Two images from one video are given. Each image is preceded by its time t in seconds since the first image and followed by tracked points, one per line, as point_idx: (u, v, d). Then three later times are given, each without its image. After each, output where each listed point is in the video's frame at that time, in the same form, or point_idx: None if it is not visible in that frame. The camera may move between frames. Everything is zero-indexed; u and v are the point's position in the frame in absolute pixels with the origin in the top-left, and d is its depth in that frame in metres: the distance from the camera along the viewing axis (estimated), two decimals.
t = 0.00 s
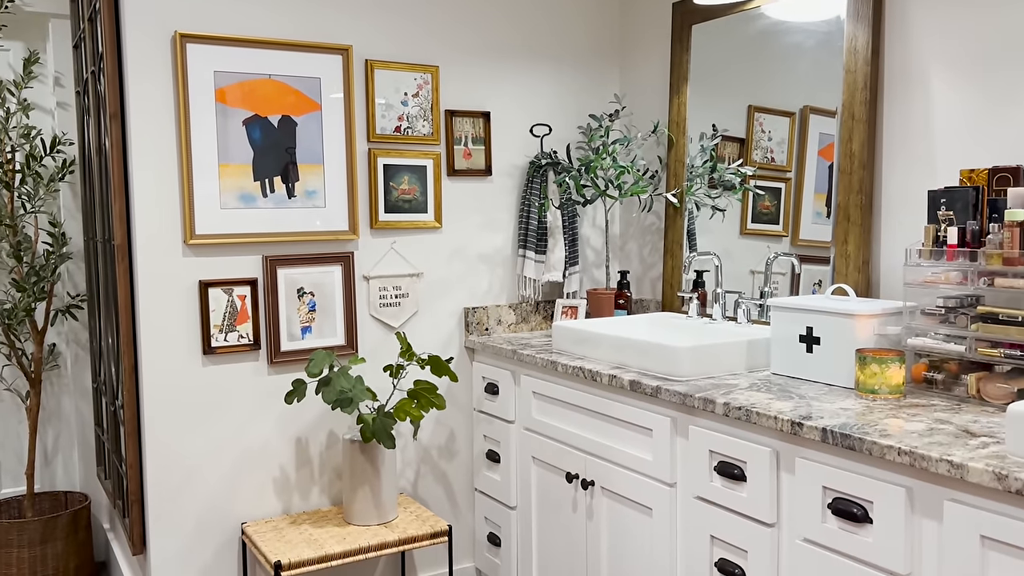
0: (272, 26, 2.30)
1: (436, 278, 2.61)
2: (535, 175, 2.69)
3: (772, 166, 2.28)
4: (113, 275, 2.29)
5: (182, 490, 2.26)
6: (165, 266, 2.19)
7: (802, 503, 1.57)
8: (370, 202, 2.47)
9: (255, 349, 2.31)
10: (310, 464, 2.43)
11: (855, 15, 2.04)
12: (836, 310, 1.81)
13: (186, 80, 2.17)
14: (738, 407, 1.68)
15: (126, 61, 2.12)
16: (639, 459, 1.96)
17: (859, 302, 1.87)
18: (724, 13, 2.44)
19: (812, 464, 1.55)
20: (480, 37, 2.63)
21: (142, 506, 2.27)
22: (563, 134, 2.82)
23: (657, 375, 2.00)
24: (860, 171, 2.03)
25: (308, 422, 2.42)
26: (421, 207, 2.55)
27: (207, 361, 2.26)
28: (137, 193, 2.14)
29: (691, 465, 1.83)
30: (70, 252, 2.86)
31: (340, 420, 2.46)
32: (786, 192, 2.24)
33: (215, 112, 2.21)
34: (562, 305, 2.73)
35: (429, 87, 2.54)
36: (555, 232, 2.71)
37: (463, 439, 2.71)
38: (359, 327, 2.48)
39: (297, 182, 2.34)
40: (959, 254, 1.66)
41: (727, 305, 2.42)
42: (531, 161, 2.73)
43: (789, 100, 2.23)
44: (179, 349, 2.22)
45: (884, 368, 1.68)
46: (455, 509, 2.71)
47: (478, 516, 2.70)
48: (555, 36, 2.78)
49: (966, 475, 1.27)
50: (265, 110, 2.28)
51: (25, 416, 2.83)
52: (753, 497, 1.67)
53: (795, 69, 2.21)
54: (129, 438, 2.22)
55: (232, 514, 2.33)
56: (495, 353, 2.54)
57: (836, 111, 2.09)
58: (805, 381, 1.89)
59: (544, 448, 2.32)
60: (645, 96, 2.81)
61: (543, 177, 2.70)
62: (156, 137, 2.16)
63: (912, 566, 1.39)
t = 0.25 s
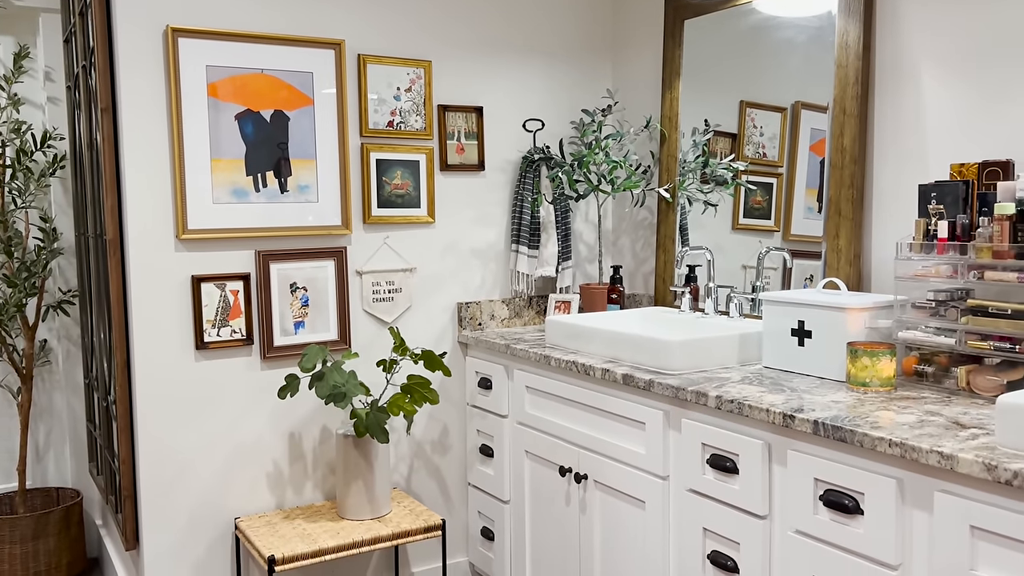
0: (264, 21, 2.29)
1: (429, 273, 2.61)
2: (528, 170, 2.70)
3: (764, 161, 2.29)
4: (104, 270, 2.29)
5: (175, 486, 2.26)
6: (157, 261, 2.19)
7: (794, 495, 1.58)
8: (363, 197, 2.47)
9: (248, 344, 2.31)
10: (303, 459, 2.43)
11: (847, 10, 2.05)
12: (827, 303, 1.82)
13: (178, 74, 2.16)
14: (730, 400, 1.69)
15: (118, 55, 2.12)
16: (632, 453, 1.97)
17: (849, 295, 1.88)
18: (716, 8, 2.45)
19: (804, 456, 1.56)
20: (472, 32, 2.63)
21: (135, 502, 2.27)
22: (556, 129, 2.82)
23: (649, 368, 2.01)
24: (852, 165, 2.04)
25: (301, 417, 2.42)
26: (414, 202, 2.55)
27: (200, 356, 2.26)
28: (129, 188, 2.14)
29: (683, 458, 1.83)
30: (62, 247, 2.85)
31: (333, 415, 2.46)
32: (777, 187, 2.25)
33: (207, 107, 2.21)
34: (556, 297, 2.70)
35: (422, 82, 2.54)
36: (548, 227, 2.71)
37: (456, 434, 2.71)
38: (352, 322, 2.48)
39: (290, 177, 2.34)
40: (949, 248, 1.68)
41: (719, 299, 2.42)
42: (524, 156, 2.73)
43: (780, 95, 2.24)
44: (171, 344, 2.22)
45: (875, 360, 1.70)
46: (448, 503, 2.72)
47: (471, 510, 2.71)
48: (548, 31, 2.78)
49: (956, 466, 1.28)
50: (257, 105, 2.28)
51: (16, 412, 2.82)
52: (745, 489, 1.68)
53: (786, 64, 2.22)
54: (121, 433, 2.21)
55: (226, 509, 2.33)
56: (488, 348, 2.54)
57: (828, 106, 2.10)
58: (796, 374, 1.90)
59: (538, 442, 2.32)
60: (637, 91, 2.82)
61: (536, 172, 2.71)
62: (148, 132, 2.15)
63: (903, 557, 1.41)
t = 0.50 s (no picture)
0: (255, 16, 2.29)
1: (422, 269, 2.61)
2: (520, 166, 2.70)
3: (755, 157, 2.30)
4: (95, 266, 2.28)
5: (167, 482, 2.26)
6: (148, 257, 2.18)
7: (784, 488, 1.59)
8: (355, 193, 2.47)
9: (240, 340, 2.31)
10: (295, 455, 2.43)
11: (837, 6, 2.06)
12: (818, 298, 1.83)
13: (169, 70, 2.15)
14: (721, 394, 1.70)
15: (109, 51, 2.11)
16: (624, 447, 1.98)
17: (840, 290, 1.89)
18: (708, 4, 2.45)
19: (795, 449, 1.57)
20: (464, 27, 2.63)
21: (127, 498, 2.26)
22: (548, 125, 2.83)
23: (641, 363, 2.02)
24: (842, 161, 2.05)
25: (294, 413, 2.42)
26: (406, 198, 2.55)
27: (192, 352, 2.26)
28: (120, 183, 2.13)
29: (675, 452, 1.84)
30: (52, 243, 2.84)
31: (326, 411, 2.46)
32: (768, 183, 2.26)
33: (198, 102, 2.20)
34: (548, 294, 2.73)
35: (414, 78, 2.53)
36: (540, 223, 2.72)
37: (449, 430, 2.72)
38: (345, 318, 2.48)
39: (282, 173, 2.33)
40: (939, 243, 1.68)
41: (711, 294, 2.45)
42: (516, 152, 2.73)
43: (771, 91, 2.24)
44: (163, 340, 2.22)
45: (865, 355, 1.71)
46: (441, 499, 2.72)
47: (464, 505, 2.71)
48: (539, 27, 2.78)
49: (945, 458, 1.29)
50: (248, 100, 2.27)
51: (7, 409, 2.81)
52: (737, 483, 1.69)
53: (777, 59, 2.23)
54: (113, 430, 2.21)
55: (218, 505, 2.33)
56: (481, 343, 2.54)
57: (819, 102, 2.11)
58: (787, 368, 1.91)
59: (530, 437, 2.33)
60: (629, 87, 2.82)
61: (528, 168, 2.71)
62: (139, 127, 2.15)
63: (892, 548, 1.42)
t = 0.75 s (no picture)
0: (244, 12, 2.28)
1: (412, 265, 2.62)
2: (510, 163, 2.70)
3: (743, 153, 2.31)
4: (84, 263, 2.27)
5: (157, 479, 2.25)
6: (137, 254, 2.17)
7: (773, 481, 1.61)
8: (345, 189, 2.46)
9: (230, 337, 2.30)
10: (286, 451, 2.43)
11: (825, 3, 2.07)
12: (805, 293, 1.85)
13: (158, 65, 2.15)
14: (710, 388, 1.71)
15: (96, 46, 2.10)
16: (614, 441, 1.99)
17: (827, 285, 1.91)
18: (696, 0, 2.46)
19: (783, 443, 1.58)
20: (453, 23, 2.63)
21: (117, 495, 2.26)
22: (537, 121, 2.83)
23: (630, 358, 2.03)
24: (829, 157, 2.07)
25: (284, 409, 2.42)
26: (396, 194, 2.55)
27: (182, 349, 2.25)
28: (109, 180, 2.12)
29: (665, 446, 1.86)
30: (40, 240, 2.82)
31: (316, 407, 2.46)
32: (756, 179, 2.27)
33: (187, 98, 2.20)
34: (539, 289, 2.72)
35: (403, 74, 2.53)
36: (530, 219, 2.72)
37: (439, 425, 2.72)
38: (335, 314, 2.48)
39: (271, 169, 2.33)
40: (925, 238, 1.71)
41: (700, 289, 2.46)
42: (505, 148, 2.74)
43: (759, 87, 2.26)
44: (152, 337, 2.21)
45: (853, 349, 1.73)
46: (431, 494, 2.73)
47: (454, 501, 2.72)
48: (529, 23, 2.78)
49: (931, 451, 1.31)
50: (237, 96, 2.26)
51: None
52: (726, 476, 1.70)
53: (765, 56, 2.24)
54: (103, 427, 2.20)
55: (209, 502, 2.33)
56: (471, 339, 2.55)
57: (806, 99, 2.13)
58: (775, 363, 1.93)
59: (520, 433, 2.34)
60: (618, 84, 2.83)
61: (517, 164, 2.71)
62: (127, 123, 2.14)
63: (879, 540, 1.43)
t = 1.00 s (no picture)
0: (232, 8, 2.27)
1: (402, 262, 2.62)
2: (499, 159, 2.71)
3: (732, 150, 2.32)
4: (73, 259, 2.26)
5: (147, 476, 2.25)
6: (126, 250, 2.17)
7: (760, 474, 1.62)
8: (334, 186, 2.46)
9: (220, 333, 2.30)
10: (276, 448, 2.43)
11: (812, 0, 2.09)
12: (793, 288, 1.86)
13: (146, 61, 2.14)
14: (699, 382, 1.72)
15: (84, 42, 2.09)
16: (603, 436, 2.00)
17: (814, 280, 1.93)
18: None
19: (770, 436, 1.60)
20: (443, 20, 2.63)
21: (106, 492, 2.26)
22: (527, 118, 2.84)
23: (620, 353, 2.04)
24: (817, 153, 2.09)
25: (274, 405, 2.42)
26: (386, 191, 2.55)
27: (171, 345, 2.25)
28: (97, 176, 2.12)
29: (654, 441, 1.87)
30: (27, 237, 2.81)
31: (307, 403, 2.46)
32: (745, 175, 2.29)
33: (176, 95, 2.19)
34: (528, 287, 2.73)
35: (393, 70, 2.53)
36: (519, 215, 2.73)
37: (430, 422, 2.73)
38: (325, 311, 2.48)
39: (260, 165, 2.33)
40: (911, 233, 1.73)
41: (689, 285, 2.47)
42: (495, 145, 2.74)
43: (747, 84, 2.27)
44: (142, 334, 2.21)
45: (839, 343, 1.74)
46: (422, 490, 2.73)
47: (445, 497, 2.73)
48: (518, 20, 2.79)
49: (916, 443, 1.33)
50: (226, 93, 2.26)
51: None
52: (714, 470, 1.71)
53: (753, 53, 2.25)
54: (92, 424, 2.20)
55: (199, 498, 2.33)
56: (461, 335, 2.55)
57: (794, 95, 2.14)
58: (763, 357, 1.94)
59: (511, 428, 2.34)
60: (608, 80, 2.84)
61: (507, 160, 2.72)
62: (116, 119, 2.13)
63: (865, 532, 1.45)
